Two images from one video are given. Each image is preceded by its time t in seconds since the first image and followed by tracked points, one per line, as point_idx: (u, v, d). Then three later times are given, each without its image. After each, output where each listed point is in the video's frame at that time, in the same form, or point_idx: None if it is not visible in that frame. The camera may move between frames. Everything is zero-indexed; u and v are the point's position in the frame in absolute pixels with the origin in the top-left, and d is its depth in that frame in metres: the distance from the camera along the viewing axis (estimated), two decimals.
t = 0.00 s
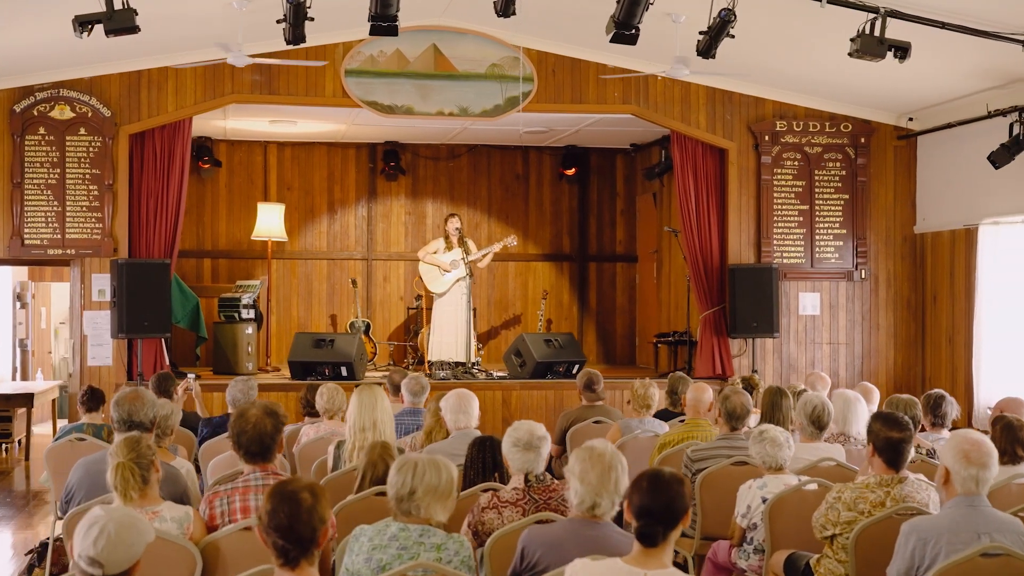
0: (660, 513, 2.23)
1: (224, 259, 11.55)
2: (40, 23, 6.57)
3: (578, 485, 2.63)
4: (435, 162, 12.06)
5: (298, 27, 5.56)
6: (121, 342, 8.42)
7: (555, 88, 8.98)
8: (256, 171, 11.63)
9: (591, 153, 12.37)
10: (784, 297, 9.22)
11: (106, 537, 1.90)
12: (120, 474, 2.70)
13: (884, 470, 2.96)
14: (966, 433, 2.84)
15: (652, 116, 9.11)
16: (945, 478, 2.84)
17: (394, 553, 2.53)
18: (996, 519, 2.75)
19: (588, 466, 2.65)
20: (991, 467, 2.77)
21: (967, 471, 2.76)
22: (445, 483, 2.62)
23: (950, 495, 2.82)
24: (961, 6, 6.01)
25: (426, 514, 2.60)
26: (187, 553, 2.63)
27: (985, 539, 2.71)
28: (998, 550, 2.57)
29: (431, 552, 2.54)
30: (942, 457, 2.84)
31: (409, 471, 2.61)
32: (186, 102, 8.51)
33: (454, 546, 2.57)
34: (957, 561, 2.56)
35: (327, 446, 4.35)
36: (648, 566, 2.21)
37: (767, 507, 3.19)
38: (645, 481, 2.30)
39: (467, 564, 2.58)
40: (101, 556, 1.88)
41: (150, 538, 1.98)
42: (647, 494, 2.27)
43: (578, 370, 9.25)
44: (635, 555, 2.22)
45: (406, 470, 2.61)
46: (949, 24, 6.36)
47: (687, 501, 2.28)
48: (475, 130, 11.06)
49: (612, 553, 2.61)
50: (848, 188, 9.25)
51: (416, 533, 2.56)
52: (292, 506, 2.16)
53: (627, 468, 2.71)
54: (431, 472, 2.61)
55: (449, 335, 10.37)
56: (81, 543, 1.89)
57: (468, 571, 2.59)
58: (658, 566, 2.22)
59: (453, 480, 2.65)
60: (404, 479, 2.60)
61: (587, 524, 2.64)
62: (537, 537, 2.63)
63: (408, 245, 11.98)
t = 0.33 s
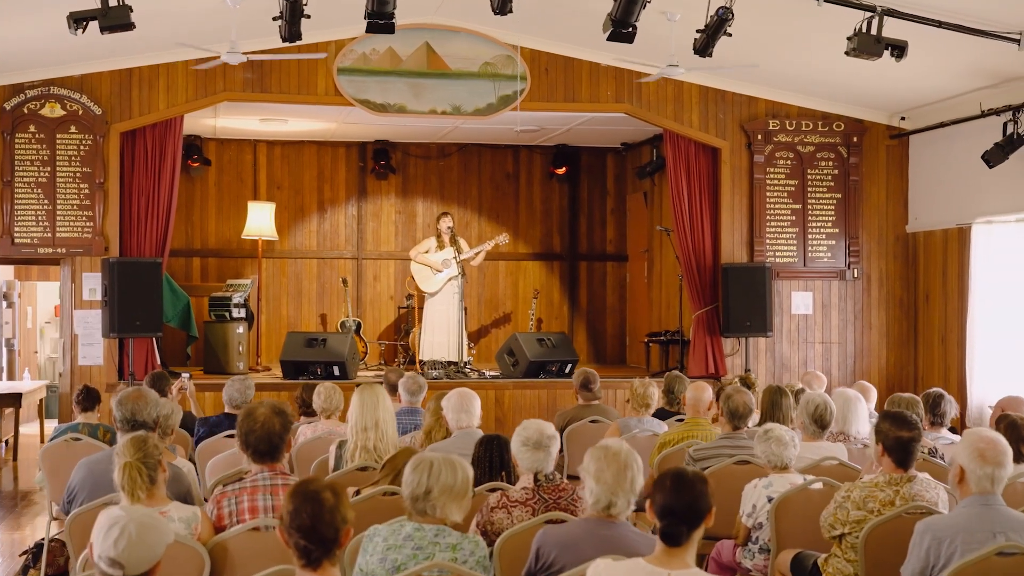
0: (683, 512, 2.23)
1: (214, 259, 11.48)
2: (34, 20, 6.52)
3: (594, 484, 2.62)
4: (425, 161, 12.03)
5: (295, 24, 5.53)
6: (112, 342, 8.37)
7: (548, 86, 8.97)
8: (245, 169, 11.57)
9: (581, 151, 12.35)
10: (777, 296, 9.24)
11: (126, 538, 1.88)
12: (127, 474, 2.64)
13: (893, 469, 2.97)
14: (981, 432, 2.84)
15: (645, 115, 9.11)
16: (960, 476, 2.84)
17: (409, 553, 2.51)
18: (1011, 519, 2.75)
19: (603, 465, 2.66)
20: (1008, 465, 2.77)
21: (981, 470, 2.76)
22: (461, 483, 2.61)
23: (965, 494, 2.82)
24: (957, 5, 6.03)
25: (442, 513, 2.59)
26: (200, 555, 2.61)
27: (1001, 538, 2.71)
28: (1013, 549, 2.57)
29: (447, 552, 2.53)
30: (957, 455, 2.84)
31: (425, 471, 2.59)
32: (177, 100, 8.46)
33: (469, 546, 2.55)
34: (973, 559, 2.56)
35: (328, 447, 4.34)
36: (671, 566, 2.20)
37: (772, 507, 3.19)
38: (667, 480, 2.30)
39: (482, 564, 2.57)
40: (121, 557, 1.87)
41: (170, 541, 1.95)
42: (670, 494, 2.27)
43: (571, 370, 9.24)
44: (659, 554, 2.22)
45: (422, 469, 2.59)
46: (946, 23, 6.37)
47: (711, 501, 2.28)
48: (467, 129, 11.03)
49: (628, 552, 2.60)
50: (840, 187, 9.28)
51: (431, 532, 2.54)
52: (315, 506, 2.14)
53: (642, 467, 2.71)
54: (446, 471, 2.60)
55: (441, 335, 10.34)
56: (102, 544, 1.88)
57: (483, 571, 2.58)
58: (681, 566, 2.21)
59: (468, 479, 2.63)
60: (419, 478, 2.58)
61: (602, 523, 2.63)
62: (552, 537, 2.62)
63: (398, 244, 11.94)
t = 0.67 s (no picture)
0: (720, 516, 2.22)
1: (209, 258, 11.43)
2: (34, 16, 6.47)
3: (620, 487, 2.62)
4: (420, 160, 12.00)
5: (297, 21, 5.49)
6: (109, 342, 8.32)
7: (547, 85, 8.94)
8: (240, 168, 11.52)
9: (577, 151, 12.33)
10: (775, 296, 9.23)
11: (156, 544, 1.97)
12: (143, 475, 2.63)
13: (911, 471, 2.95)
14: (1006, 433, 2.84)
15: (644, 114, 9.09)
16: (985, 478, 2.83)
17: (434, 557, 2.49)
18: None
19: (629, 467, 2.66)
20: None
21: (1008, 472, 2.75)
22: (486, 485, 2.58)
23: (990, 496, 2.82)
24: (961, 4, 6.03)
25: (467, 517, 2.56)
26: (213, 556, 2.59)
27: None
28: None
29: (472, 556, 2.52)
30: (982, 457, 2.84)
31: (451, 473, 2.56)
32: (174, 98, 8.41)
33: (494, 549, 2.55)
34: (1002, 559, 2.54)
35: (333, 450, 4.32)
36: (706, 571, 2.19)
37: (786, 509, 3.18)
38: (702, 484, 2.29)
39: (507, 568, 2.56)
40: (151, 562, 1.96)
41: (200, 546, 2.05)
42: (707, 497, 2.25)
43: (570, 370, 9.22)
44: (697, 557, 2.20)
45: (447, 472, 2.57)
46: (950, 22, 6.37)
47: (746, 505, 2.27)
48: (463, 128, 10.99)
49: (656, 556, 2.58)
50: (838, 187, 9.28)
51: (456, 536, 2.52)
52: (348, 509, 2.11)
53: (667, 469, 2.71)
54: (472, 474, 2.57)
55: (439, 334, 10.30)
56: (132, 550, 1.96)
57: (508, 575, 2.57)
58: (717, 572, 2.20)
59: (494, 482, 2.60)
60: (445, 481, 2.55)
61: (628, 526, 2.62)
62: (577, 540, 2.60)
63: (394, 243, 11.91)
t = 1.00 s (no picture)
0: (763, 521, 2.25)
1: (208, 259, 11.39)
2: (39, 15, 6.43)
3: (652, 490, 2.65)
4: (420, 160, 11.97)
5: (305, 21, 5.46)
6: (111, 343, 8.28)
7: (550, 85, 8.92)
8: (239, 168, 11.48)
9: (577, 151, 12.29)
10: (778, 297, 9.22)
11: (195, 550, 2.01)
12: (165, 480, 2.63)
13: (936, 474, 2.94)
14: None
15: (647, 114, 9.07)
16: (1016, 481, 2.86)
17: (465, 561, 2.50)
18: None
19: (662, 469, 2.68)
20: None
21: None
22: (518, 489, 2.58)
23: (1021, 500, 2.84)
24: (971, 4, 6.01)
25: (499, 521, 2.56)
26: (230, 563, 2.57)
27: None
28: None
29: (504, 560, 2.51)
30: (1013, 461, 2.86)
31: (483, 477, 2.58)
32: (176, 98, 8.38)
33: (526, 554, 2.53)
34: None
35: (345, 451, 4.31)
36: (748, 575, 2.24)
37: (806, 511, 3.17)
38: (742, 488, 2.31)
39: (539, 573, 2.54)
40: (189, 567, 2.00)
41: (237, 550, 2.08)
42: (747, 501, 2.27)
43: (573, 370, 9.20)
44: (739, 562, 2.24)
45: (479, 475, 2.58)
46: (959, 22, 6.35)
47: (789, 509, 2.29)
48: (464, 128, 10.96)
49: (690, 561, 2.60)
50: (842, 187, 9.27)
51: (487, 540, 2.53)
52: (390, 515, 2.09)
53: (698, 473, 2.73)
54: (504, 477, 2.58)
55: (440, 335, 10.27)
56: (171, 555, 2.00)
57: None
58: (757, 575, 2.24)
59: (526, 486, 2.61)
60: (477, 484, 2.56)
61: (661, 530, 2.63)
62: (609, 545, 2.60)
63: (393, 244, 11.87)
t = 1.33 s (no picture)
0: (812, 523, 2.34)
1: (213, 259, 11.37)
2: (50, 14, 6.41)
3: (691, 492, 2.67)
4: (425, 160, 11.95)
5: (318, 20, 5.46)
6: (119, 344, 8.26)
7: (558, 85, 8.90)
8: (244, 169, 11.47)
9: (583, 151, 12.28)
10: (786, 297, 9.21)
11: (245, 552, 2.18)
12: (196, 481, 2.69)
13: (965, 475, 3.01)
14: None
15: (655, 115, 9.05)
16: None
17: (504, 563, 2.51)
18: None
19: (702, 470, 2.69)
20: None
21: None
22: (557, 490, 2.61)
23: None
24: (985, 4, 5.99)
25: (538, 522, 2.59)
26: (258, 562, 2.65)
27: None
28: None
29: (543, 562, 2.53)
30: None
31: (522, 479, 2.60)
32: (184, 98, 8.36)
33: (565, 557, 2.54)
34: None
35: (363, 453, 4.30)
36: None
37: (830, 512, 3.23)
38: (791, 491, 2.40)
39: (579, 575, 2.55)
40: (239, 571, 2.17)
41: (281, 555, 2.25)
42: (796, 504, 2.37)
43: (580, 371, 9.19)
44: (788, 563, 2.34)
45: (518, 477, 2.61)
46: (973, 22, 6.32)
47: (836, 509, 2.38)
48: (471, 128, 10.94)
49: (729, 562, 2.63)
50: (850, 188, 9.26)
51: (526, 542, 2.54)
52: (439, 516, 2.15)
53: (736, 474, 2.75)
54: (543, 479, 2.60)
55: (447, 336, 10.26)
56: (221, 558, 2.17)
57: None
58: None
59: (564, 487, 2.63)
60: (516, 486, 2.59)
61: (700, 532, 2.66)
62: (648, 547, 2.63)
63: (399, 245, 11.87)
